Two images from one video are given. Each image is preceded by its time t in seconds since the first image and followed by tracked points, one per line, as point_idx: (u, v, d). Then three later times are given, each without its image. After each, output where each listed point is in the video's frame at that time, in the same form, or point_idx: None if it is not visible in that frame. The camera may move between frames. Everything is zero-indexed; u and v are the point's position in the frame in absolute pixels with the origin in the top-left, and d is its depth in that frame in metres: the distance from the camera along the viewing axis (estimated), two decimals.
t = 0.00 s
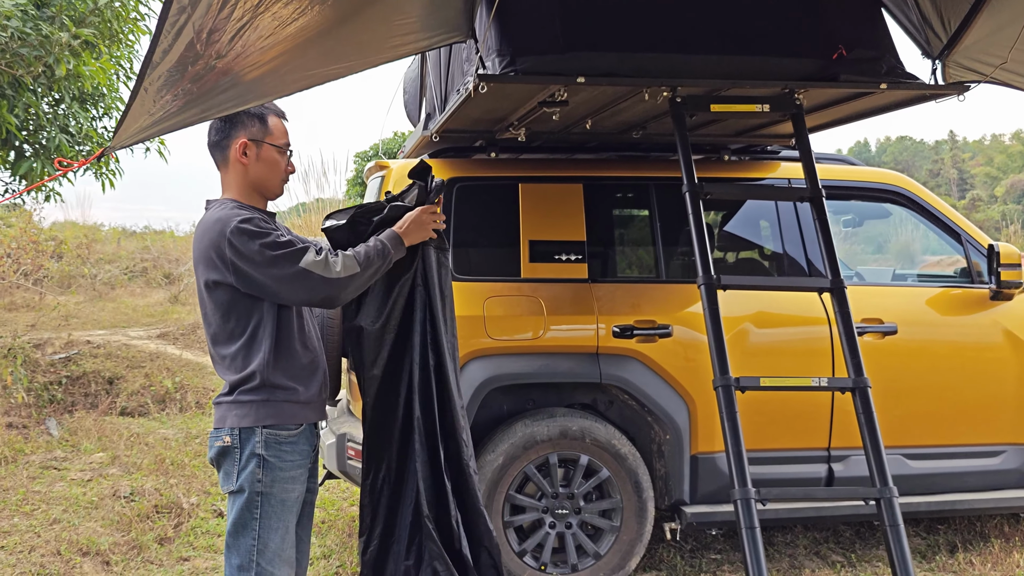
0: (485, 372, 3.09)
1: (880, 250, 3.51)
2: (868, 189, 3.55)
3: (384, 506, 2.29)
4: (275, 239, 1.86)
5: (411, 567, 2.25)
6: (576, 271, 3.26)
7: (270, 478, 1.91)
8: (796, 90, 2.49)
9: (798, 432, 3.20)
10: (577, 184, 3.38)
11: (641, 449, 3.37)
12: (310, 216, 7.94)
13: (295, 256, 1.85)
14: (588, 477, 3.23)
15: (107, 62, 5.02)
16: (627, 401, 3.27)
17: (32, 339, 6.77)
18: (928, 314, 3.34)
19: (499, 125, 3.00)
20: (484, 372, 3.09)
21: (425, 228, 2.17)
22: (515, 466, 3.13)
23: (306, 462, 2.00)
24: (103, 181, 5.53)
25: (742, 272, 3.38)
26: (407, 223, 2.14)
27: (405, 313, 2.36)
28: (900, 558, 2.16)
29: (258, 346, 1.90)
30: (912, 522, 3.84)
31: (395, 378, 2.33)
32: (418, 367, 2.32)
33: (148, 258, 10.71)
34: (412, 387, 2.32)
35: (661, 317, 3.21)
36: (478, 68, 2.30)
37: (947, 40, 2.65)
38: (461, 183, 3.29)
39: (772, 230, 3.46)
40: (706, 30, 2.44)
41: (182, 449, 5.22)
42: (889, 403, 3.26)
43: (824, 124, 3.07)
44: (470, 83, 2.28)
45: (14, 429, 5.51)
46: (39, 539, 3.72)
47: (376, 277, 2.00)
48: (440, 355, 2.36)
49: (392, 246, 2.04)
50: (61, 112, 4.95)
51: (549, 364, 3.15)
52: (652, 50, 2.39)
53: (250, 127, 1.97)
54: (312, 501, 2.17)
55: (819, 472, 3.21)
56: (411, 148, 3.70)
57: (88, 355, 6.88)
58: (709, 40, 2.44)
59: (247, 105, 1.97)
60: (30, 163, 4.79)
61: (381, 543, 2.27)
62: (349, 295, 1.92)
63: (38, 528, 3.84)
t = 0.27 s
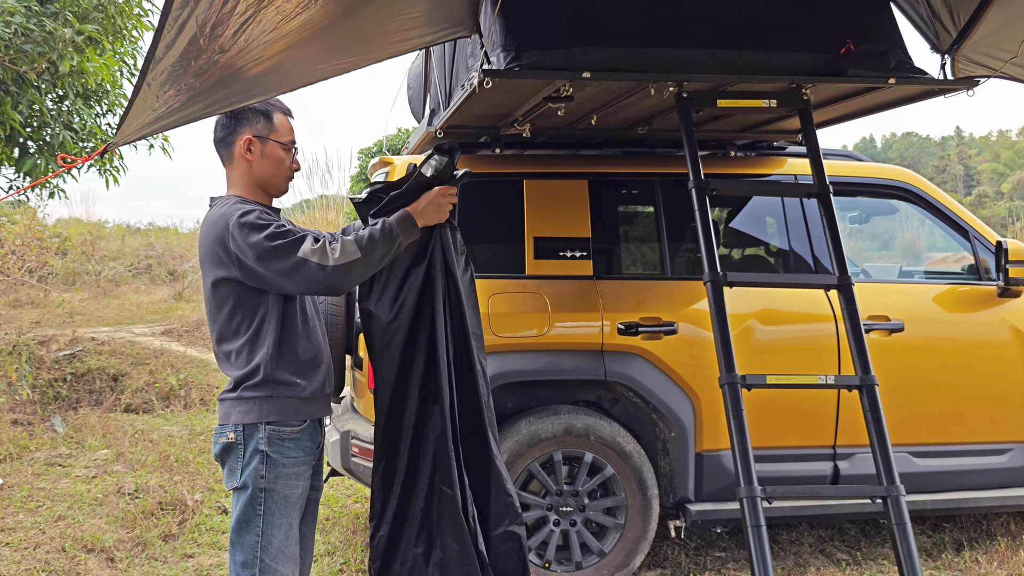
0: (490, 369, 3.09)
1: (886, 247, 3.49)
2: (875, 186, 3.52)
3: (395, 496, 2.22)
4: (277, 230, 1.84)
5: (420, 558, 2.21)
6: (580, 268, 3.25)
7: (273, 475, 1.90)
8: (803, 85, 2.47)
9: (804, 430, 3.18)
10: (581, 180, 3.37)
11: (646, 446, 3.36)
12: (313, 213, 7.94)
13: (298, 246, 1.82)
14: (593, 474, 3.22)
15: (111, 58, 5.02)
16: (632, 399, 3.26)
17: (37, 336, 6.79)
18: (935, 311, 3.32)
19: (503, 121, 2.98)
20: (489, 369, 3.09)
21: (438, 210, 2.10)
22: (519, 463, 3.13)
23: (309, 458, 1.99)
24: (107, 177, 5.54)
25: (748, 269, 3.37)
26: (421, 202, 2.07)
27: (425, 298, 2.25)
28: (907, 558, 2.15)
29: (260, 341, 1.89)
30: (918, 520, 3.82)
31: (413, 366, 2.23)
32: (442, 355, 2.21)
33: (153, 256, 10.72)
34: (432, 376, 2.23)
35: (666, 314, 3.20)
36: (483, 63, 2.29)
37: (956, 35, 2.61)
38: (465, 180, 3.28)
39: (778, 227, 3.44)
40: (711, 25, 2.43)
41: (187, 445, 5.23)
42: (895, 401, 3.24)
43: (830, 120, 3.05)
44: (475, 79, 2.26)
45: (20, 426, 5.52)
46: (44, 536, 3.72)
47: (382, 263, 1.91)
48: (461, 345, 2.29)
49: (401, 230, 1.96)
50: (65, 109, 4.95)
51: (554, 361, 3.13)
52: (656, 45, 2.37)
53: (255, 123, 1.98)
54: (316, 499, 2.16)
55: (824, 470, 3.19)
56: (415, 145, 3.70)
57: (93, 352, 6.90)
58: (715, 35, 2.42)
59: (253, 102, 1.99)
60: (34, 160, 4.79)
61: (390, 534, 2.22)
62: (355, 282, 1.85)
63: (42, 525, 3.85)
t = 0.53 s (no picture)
0: (495, 370, 3.08)
1: (893, 247, 3.47)
2: (882, 186, 3.50)
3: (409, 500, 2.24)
4: (279, 228, 1.83)
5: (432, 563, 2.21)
6: (586, 268, 3.24)
7: (280, 476, 1.90)
8: (811, 84, 2.45)
9: (810, 431, 3.17)
10: (587, 180, 3.36)
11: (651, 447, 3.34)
12: (317, 213, 7.93)
13: (296, 243, 1.80)
14: (598, 475, 3.20)
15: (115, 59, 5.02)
16: (638, 399, 3.24)
17: (41, 336, 6.79)
18: (942, 312, 3.30)
19: (508, 120, 2.97)
20: (494, 370, 3.07)
21: (446, 198, 2.06)
22: (524, 464, 3.12)
23: (317, 459, 1.98)
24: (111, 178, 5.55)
25: (753, 269, 3.35)
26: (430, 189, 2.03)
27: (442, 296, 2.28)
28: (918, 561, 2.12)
29: (266, 342, 1.89)
30: (924, 522, 3.80)
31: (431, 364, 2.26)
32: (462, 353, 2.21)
33: (157, 256, 10.74)
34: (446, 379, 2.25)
35: (672, 315, 3.18)
36: (488, 62, 2.26)
37: (965, 34, 2.60)
38: (471, 180, 3.27)
39: (784, 227, 3.42)
40: (718, 24, 2.41)
41: (190, 446, 5.22)
42: (902, 402, 3.22)
43: (837, 119, 3.04)
44: (481, 78, 2.25)
45: (24, 426, 5.53)
46: (49, 537, 3.72)
47: (387, 258, 1.86)
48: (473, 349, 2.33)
49: (403, 221, 1.87)
50: (69, 109, 4.96)
51: (560, 362, 3.12)
52: (663, 44, 2.36)
53: (262, 124, 2.08)
54: (324, 500, 2.15)
55: (831, 471, 3.17)
56: (419, 145, 3.69)
57: (97, 352, 6.91)
58: (722, 34, 2.41)
59: (260, 103, 2.07)
60: (38, 160, 4.80)
61: (403, 532, 2.23)
62: (353, 279, 1.80)
63: (47, 526, 3.85)
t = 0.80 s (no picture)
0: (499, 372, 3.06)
1: (899, 249, 3.45)
2: (887, 187, 3.48)
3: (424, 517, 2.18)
4: (275, 225, 1.82)
5: None
6: (590, 270, 3.22)
7: (283, 479, 1.88)
8: (819, 84, 2.43)
9: (817, 434, 3.14)
10: (591, 181, 3.34)
11: (656, 450, 3.32)
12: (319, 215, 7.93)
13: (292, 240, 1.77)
14: (603, 478, 3.18)
15: (118, 60, 5.02)
16: (643, 402, 3.22)
17: (44, 338, 6.79)
18: (949, 314, 3.28)
19: (513, 121, 2.95)
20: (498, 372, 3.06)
21: (453, 189, 1.93)
22: (529, 467, 3.10)
23: (320, 463, 1.97)
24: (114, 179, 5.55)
25: (759, 270, 3.33)
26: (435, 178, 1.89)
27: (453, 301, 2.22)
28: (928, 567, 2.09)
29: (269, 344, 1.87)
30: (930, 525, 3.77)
31: (437, 364, 2.21)
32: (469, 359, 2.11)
33: (160, 258, 10.74)
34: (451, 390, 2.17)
35: (678, 317, 3.16)
36: (494, 62, 2.26)
37: (973, 34, 2.58)
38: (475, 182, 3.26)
39: (789, 229, 3.40)
40: (724, 24, 2.40)
41: (193, 448, 5.21)
42: (909, 405, 3.20)
43: (843, 120, 3.02)
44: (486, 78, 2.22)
45: (27, 428, 5.53)
46: (51, 539, 3.72)
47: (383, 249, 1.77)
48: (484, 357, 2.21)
49: (401, 210, 1.76)
50: (73, 111, 4.96)
51: (564, 365, 3.11)
52: (669, 44, 2.34)
53: (270, 124, 2.11)
54: (328, 503, 2.14)
55: (837, 474, 3.15)
56: (423, 146, 3.68)
57: (100, 354, 6.91)
58: (728, 34, 2.39)
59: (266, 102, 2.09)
60: (41, 162, 4.80)
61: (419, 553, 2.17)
62: (349, 268, 1.74)
63: (49, 528, 3.84)
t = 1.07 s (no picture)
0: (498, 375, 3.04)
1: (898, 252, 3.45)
2: (887, 189, 3.47)
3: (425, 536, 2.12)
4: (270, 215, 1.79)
5: None
6: (590, 272, 3.20)
7: (283, 484, 1.86)
8: (821, 86, 2.42)
9: (817, 436, 3.13)
10: (591, 183, 3.33)
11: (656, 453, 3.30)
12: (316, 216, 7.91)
13: (286, 223, 1.74)
14: (602, 481, 3.16)
15: (114, 60, 5.00)
16: (642, 405, 3.19)
17: (40, 339, 6.76)
18: (950, 316, 3.26)
19: (513, 123, 2.93)
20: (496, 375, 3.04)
21: (456, 158, 1.94)
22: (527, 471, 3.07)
23: (320, 468, 1.94)
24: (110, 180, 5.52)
25: (759, 273, 3.31)
26: (441, 149, 1.89)
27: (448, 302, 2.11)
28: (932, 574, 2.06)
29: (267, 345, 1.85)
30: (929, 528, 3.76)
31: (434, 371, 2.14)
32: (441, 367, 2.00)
33: (156, 258, 10.71)
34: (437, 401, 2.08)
35: (677, 319, 3.15)
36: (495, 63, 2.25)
37: (977, 35, 2.57)
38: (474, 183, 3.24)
39: (789, 231, 3.39)
40: (726, 25, 2.38)
41: (189, 451, 5.18)
42: (910, 408, 3.19)
43: (844, 121, 3.01)
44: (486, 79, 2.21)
45: (22, 429, 5.49)
46: (46, 543, 3.68)
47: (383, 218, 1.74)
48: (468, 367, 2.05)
49: (398, 177, 1.74)
50: (69, 111, 4.94)
51: (563, 368, 3.08)
52: (671, 45, 2.32)
53: (273, 126, 2.10)
54: (327, 508, 2.11)
55: (837, 477, 3.13)
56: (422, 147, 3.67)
57: (96, 355, 6.88)
58: (730, 35, 2.38)
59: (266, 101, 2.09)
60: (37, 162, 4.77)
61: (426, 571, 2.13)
62: (347, 236, 1.70)
63: (44, 532, 3.81)
